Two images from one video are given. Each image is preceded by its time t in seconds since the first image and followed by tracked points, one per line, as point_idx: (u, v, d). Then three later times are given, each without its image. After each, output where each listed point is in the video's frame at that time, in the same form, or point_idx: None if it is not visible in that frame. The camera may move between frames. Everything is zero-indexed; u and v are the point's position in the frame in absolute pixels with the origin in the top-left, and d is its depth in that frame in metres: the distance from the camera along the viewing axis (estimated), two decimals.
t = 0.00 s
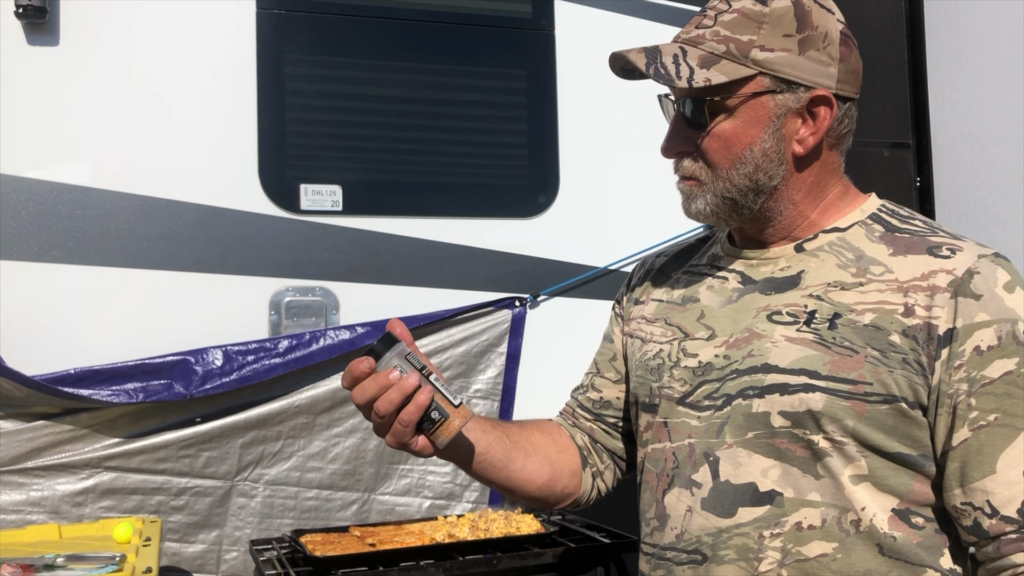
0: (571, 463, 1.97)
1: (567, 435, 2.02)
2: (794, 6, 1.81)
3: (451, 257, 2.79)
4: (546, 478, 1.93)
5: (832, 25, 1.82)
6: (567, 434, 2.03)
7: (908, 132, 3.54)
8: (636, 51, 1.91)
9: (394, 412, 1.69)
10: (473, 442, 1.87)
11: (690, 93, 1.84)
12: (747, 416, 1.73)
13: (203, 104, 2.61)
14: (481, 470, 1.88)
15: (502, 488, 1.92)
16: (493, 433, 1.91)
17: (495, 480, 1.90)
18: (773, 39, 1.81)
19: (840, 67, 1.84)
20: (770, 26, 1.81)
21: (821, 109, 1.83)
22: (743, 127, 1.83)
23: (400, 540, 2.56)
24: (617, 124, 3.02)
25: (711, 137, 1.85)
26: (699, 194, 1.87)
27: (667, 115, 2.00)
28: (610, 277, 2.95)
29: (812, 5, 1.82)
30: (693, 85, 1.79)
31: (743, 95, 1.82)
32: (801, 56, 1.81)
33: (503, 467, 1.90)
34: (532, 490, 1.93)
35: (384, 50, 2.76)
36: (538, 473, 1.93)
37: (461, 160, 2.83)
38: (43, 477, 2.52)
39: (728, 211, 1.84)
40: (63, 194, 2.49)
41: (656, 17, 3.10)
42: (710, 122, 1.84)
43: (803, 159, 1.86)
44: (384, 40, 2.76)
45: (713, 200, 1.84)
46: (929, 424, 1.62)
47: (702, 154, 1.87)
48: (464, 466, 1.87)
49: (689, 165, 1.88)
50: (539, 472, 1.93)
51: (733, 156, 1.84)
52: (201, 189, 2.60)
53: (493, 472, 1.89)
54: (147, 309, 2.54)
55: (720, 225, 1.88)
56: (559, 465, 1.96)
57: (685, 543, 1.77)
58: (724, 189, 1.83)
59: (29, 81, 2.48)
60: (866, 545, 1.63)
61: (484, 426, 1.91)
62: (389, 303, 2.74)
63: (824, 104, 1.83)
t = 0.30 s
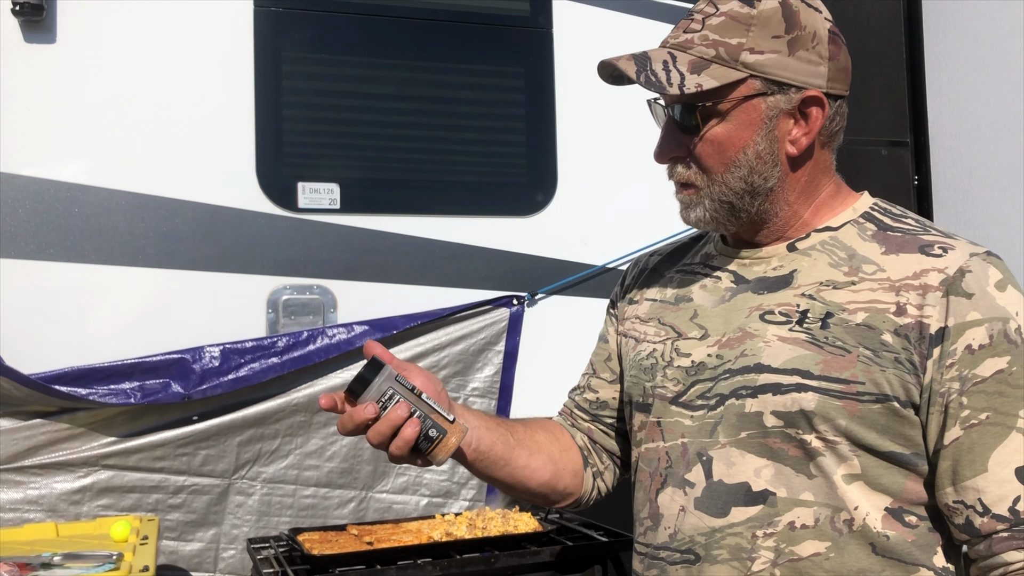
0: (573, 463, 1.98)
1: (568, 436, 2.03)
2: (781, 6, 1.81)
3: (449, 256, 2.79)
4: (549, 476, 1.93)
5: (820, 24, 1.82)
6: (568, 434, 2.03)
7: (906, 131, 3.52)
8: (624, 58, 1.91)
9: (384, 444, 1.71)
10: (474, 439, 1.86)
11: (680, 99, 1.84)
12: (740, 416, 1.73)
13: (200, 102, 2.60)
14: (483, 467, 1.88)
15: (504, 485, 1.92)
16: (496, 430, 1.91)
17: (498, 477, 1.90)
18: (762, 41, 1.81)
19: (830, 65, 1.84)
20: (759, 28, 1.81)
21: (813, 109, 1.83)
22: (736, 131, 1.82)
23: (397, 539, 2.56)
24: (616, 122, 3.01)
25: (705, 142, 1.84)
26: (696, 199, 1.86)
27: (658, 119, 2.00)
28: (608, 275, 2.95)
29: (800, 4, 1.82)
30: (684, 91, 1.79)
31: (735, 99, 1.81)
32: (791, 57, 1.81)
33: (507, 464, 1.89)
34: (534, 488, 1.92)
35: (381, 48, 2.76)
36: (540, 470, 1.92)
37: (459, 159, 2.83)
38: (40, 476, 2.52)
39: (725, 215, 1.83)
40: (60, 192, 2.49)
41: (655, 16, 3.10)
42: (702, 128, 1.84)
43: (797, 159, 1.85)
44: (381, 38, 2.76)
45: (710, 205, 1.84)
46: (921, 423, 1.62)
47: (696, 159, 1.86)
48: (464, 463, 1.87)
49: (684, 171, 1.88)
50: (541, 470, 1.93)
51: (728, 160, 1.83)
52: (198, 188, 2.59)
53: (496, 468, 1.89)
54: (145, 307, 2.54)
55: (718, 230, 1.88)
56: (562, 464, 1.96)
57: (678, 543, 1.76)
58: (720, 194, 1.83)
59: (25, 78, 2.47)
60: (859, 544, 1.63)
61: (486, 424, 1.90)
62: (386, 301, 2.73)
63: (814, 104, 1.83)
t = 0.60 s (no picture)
0: (575, 459, 1.98)
1: (570, 434, 2.03)
2: (782, 9, 1.81)
3: (449, 255, 2.79)
4: (551, 472, 1.93)
5: (820, 26, 1.82)
6: (569, 433, 2.04)
7: (906, 129, 3.51)
8: (624, 59, 1.91)
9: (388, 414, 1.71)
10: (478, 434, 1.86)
11: (681, 101, 1.83)
12: (737, 413, 1.73)
13: (201, 102, 2.60)
14: (487, 462, 1.88)
15: (506, 481, 1.91)
16: (499, 426, 1.91)
17: (501, 472, 1.90)
18: (764, 43, 1.80)
19: (830, 67, 1.84)
20: (760, 30, 1.80)
21: (813, 113, 1.82)
22: (736, 133, 1.83)
23: (397, 537, 2.56)
24: (617, 121, 3.01)
25: (705, 145, 1.85)
26: (696, 201, 1.86)
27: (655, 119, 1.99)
28: (608, 274, 2.95)
29: (800, 7, 1.82)
30: (686, 95, 1.78)
31: (735, 102, 1.81)
32: (792, 59, 1.80)
33: (509, 459, 1.89)
34: (537, 484, 1.92)
35: (381, 47, 2.76)
36: (543, 465, 1.92)
37: (459, 158, 2.83)
38: (40, 475, 2.53)
39: (724, 216, 1.83)
40: (60, 191, 2.50)
41: (656, 15, 3.10)
42: (702, 130, 1.84)
43: (796, 161, 1.85)
44: (381, 37, 2.76)
45: (709, 206, 1.84)
46: (917, 419, 1.61)
47: (696, 161, 1.86)
48: (468, 458, 1.87)
49: (684, 173, 1.88)
50: (544, 465, 1.92)
51: (727, 163, 1.83)
52: (198, 187, 2.59)
53: (498, 463, 1.89)
54: (145, 306, 2.54)
55: (718, 231, 1.88)
56: (564, 460, 1.96)
57: (675, 540, 1.77)
58: (719, 196, 1.83)
59: (25, 78, 2.48)
60: (857, 540, 1.63)
61: (488, 419, 1.91)
62: (386, 300, 2.73)
63: (815, 107, 1.83)
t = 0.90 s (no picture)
0: (578, 458, 1.98)
1: (573, 432, 2.03)
2: (779, 9, 1.80)
3: (450, 255, 2.79)
4: (556, 471, 1.92)
5: (819, 25, 1.82)
6: (573, 432, 2.04)
7: (907, 129, 3.49)
8: (621, 60, 1.91)
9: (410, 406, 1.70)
10: (486, 431, 1.87)
11: (678, 103, 1.83)
12: (738, 413, 1.72)
13: (201, 102, 2.60)
14: (493, 458, 1.88)
15: (510, 478, 1.91)
16: (505, 423, 1.91)
17: (506, 469, 1.90)
18: (761, 43, 1.80)
19: (829, 66, 1.83)
20: (757, 30, 1.80)
21: (813, 113, 1.82)
22: (735, 134, 1.82)
23: (399, 537, 2.56)
24: (618, 121, 3.01)
25: (704, 146, 1.84)
26: (696, 201, 1.86)
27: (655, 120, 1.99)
28: (609, 273, 2.94)
29: (798, 6, 1.81)
30: (682, 96, 1.78)
31: (734, 102, 1.81)
32: (789, 59, 1.80)
33: (515, 456, 1.89)
34: (540, 483, 1.92)
35: (381, 47, 2.76)
36: (548, 464, 1.92)
37: (460, 158, 2.83)
38: (43, 476, 2.53)
39: (724, 217, 1.83)
40: (62, 191, 2.50)
41: (656, 14, 3.10)
42: (701, 130, 1.84)
43: (796, 161, 1.85)
44: (381, 37, 2.76)
45: (709, 207, 1.83)
46: (919, 419, 1.61)
47: (695, 162, 1.86)
48: (475, 455, 1.87)
49: (684, 174, 1.88)
50: (549, 464, 1.92)
51: (727, 163, 1.83)
52: (199, 187, 2.59)
53: (503, 460, 1.89)
54: (146, 307, 2.54)
55: (718, 232, 1.87)
56: (568, 459, 1.96)
57: (676, 540, 1.76)
58: (719, 196, 1.82)
59: (26, 78, 2.48)
60: (858, 539, 1.63)
61: (494, 416, 1.91)
62: (387, 300, 2.73)
63: (814, 107, 1.82)
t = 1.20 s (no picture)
0: (580, 458, 1.98)
1: (575, 433, 2.03)
2: (778, 8, 1.80)
3: (450, 255, 2.79)
4: (558, 471, 1.92)
5: (818, 24, 1.82)
6: (575, 432, 2.04)
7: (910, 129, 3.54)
8: (621, 62, 1.91)
9: (417, 403, 1.70)
10: (489, 429, 1.87)
11: (678, 104, 1.83)
12: (739, 414, 1.72)
13: (203, 103, 2.60)
14: (496, 458, 1.88)
15: (512, 478, 1.92)
16: (506, 422, 1.91)
17: (508, 469, 1.90)
18: (760, 42, 1.80)
19: (829, 65, 1.83)
20: (756, 30, 1.80)
21: (813, 111, 1.82)
22: (735, 133, 1.82)
23: (401, 539, 2.56)
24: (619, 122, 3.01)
25: (704, 145, 1.84)
26: (696, 201, 1.85)
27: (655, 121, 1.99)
28: (611, 274, 2.94)
29: (797, 5, 1.81)
30: (682, 97, 1.78)
31: (734, 102, 1.81)
32: (789, 58, 1.80)
33: (516, 456, 1.90)
34: (543, 483, 1.92)
35: (382, 48, 2.76)
36: (549, 464, 1.92)
37: (461, 159, 2.83)
38: (44, 477, 2.53)
39: (725, 217, 1.83)
40: (63, 192, 2.50)
41: (657, 15, 3.10)
42: (702, 130, 1.84)
43: (796, 160, 1.85)
44: (382, 38, 2.76)
45: (710, 207, 1.83)
46: (921, 420, 1.61)
47: (695, 161, 1.86)
48: (478, 455, 1.87)
49: (684, 173, 1.87)
50: (550, 464, 1.92)
51: (727, 162, 1.83)
52: (200, 188, 2.60)
53: (505, 460, 1.89)
54: (148, 308, 2.54)
55: (719, 232, 1.87)
56: (570, 459, 1.96)
57: (678, 541, 1.76)
58: (720, 196, 1.82)
59: (27, 81, 2.48)
60: (860, 541, 1.63)
61: (496, 416, 1.91)
62: (388, 301, 2.73)
63: (814, 105, 1.82)
